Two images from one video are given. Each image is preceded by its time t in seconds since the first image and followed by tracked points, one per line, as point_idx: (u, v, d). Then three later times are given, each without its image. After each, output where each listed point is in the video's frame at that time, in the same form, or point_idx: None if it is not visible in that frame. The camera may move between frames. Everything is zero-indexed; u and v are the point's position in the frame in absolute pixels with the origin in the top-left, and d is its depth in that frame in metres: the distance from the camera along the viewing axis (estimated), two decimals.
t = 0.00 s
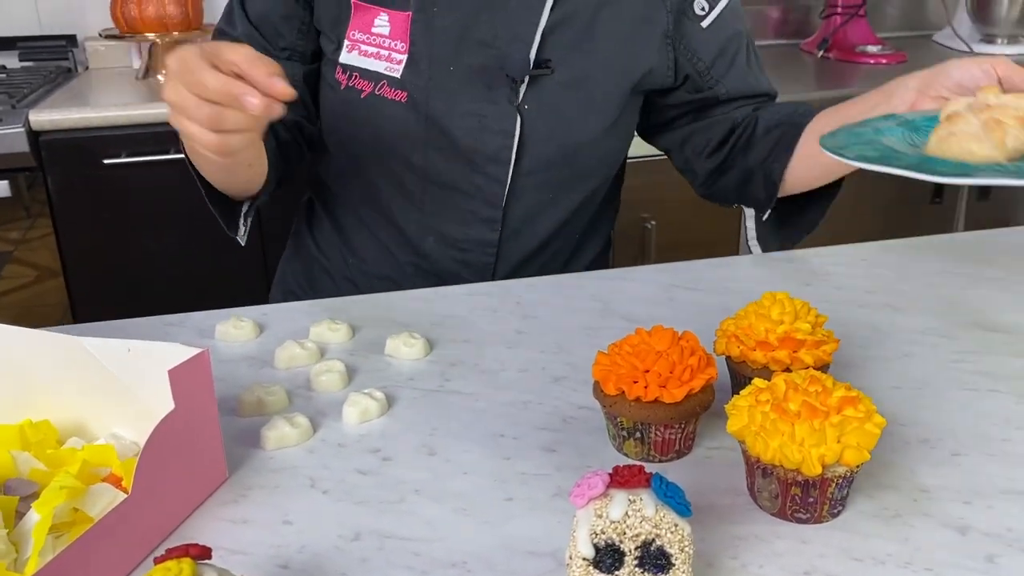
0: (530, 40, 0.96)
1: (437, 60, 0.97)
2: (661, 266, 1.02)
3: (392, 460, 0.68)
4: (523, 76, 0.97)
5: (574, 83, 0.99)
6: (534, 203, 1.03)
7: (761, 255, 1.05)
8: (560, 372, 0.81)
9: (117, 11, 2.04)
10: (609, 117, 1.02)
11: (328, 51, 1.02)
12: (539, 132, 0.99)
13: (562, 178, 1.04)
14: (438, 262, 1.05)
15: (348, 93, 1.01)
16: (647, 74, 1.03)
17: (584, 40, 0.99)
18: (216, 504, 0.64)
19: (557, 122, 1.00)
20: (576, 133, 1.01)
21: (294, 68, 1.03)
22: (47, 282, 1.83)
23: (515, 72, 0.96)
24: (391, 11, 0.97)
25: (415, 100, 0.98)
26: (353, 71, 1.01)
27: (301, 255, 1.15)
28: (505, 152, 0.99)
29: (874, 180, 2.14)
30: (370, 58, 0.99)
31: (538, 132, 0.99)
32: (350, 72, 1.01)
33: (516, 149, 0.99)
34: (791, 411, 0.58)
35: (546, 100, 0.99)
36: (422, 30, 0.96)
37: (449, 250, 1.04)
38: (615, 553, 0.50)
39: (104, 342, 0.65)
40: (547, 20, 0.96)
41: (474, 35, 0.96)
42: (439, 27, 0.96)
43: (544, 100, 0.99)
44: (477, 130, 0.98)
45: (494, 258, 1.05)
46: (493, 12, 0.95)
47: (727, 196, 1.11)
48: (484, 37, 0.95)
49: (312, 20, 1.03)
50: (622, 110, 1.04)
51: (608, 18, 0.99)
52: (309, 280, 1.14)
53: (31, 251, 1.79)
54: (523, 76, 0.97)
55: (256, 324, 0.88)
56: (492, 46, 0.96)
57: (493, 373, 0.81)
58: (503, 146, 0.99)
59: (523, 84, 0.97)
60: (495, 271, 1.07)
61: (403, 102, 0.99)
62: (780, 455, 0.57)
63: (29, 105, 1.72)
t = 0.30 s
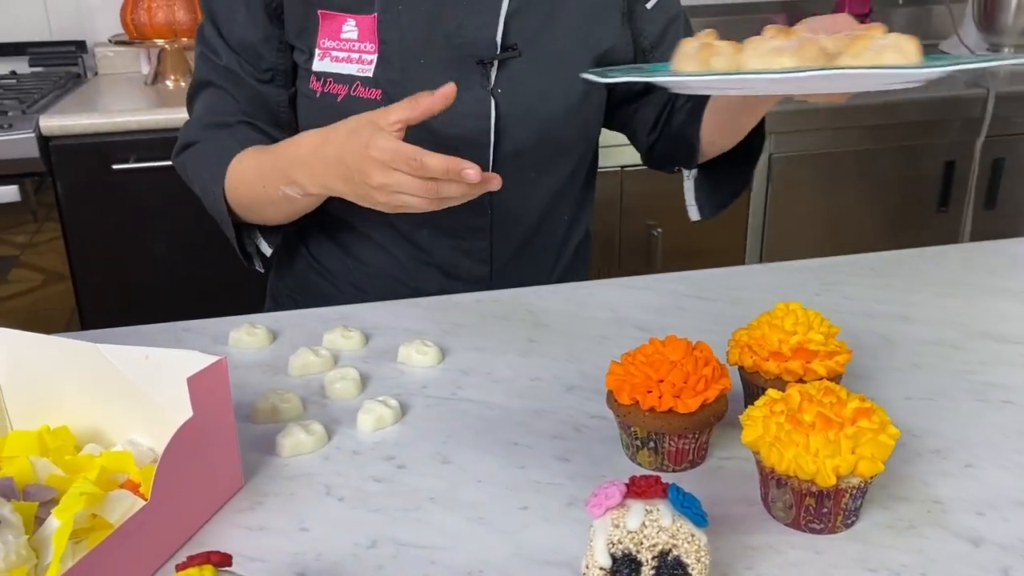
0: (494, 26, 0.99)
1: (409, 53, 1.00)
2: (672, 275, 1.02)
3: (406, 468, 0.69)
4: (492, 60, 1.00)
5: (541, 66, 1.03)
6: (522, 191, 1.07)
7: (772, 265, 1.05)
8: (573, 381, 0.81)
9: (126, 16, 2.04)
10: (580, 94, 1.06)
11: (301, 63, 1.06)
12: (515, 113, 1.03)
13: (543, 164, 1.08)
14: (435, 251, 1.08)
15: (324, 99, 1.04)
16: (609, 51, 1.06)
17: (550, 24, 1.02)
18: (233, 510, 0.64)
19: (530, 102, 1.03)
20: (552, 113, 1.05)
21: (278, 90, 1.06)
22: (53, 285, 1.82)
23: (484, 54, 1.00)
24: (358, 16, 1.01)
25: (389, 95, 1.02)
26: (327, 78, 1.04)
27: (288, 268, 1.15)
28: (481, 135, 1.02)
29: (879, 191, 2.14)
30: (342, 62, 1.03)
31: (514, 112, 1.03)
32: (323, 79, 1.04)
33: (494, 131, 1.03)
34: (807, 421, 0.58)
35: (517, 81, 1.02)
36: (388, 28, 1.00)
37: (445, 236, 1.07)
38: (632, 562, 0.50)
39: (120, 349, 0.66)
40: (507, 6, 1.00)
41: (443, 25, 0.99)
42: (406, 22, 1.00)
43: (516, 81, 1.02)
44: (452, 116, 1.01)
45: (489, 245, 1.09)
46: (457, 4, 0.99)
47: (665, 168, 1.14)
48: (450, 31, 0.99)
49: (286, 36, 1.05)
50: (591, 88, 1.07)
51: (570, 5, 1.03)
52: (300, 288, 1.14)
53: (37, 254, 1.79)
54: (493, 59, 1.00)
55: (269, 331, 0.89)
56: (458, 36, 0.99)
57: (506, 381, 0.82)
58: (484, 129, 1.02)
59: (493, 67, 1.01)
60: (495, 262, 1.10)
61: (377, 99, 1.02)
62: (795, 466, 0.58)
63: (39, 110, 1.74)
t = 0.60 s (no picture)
0: (476, 26, 1.04)
1: (390, 48, 1.04)
2: (693, 282, 1.02)
3: (431, 473, 0.69)
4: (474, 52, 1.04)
5: (523, 63, 1.07)
6: (505, 186, 1.08)
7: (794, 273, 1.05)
8: (596, 388, 0.81)
9: (144, 19, 2.05)
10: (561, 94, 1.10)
11: (285, 59, 1.07)
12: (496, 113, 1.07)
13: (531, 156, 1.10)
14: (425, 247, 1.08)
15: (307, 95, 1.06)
16: (588, 51, 1.10)
17: (532, 24, 1.07)
18: (260, 514, 0.64)
19: (512, 100, 1.08)
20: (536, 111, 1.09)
21: (258, 87, 1.08)
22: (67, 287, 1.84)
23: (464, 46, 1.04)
24: (341, 13, 1.03)
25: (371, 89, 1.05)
26: (311, 73, 1.05)
27: (282, 272, 1.15)
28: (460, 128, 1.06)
29: (894, 198, 2.13)
30: (326, 58, 1.05)
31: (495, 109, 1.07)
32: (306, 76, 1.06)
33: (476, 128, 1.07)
34: (836, 430, 0.58)
35: (500, 77, 1.07)
36: (371, 25, 1.03)
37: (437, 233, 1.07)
38: (663, 570, 0.50)
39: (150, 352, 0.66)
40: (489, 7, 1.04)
41: (425, 23, 1.03)
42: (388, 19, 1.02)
43: (501, 79, 1.07)
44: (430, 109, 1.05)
45: (475, 236, 1.08)
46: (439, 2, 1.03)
47: (611, 186, 1.15)
48: (432, 25, 1.03)
49: (268, 34, 1.07)
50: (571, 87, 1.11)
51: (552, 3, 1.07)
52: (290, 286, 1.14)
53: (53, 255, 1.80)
54: (475, 52, 1.04)
55: (292, 335, 0.89)
56: (439, 34, 1.03)
57: (529, 387, 0.82)
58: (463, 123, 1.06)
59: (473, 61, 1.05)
60: (484, 253, 1.10)
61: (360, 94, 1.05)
62: (824, 475, 0.58)
63: (58, 112, 1.75)
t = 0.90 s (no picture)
0: (483, 28, 1.04)
1: (392, 48, 1.05)
2: (724, 284, 1.02)
3: (466, 473, 0.69)
4: (478, 56, 1.04)
5: (524, 72, 1.06)
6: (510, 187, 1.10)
7: (825, 275, 1.04)
8: (630, 389, 0.81)
9: (167, 19, 2.06)
10: (565, 103, 1.07)
11: (296, 54, 1.12)
12: (495, 120, 1.07)
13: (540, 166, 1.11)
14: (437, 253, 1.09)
15: (311, 93, 1.09)
16: (598, 61, 1.08)
17: (543, 27, 1.05)
18: (298, 512, 0.64)
19: (512, 107, 1.06)
20: (535, 117, 1.07)
21: (271, 84, 1.15)
22: (88, 284, 1.84)
23: (467, 48, 1.04)
24: (349, 12, 1.06)
25: (370, 89, 1.06)
26: (316, 70, 1.09)
27: (295, 273, 1.17)
28: (457, 134, 1.07)
29: (917, 203, 2.12)
30: (330, 56, 1.08)
31: (494, 115, 1.06)
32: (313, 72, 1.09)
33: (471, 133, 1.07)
34: (879, 434, 0.58)
35: (504, 83, 1.05)
36: (377, 24, 1.05)
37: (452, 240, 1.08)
38: (709, 573, 0.50)
39: (185, 349, 0.66)
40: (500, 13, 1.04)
41: (431, 25, 1.04)
42: (395, 20, 1.04)
43: (502, 84, 1.06)
44: (428, 114, 1.06)
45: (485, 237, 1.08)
46: (447, 6, 1.04)
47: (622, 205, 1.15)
48: (439, 28, 1.04)
49: (282, 30, 1.12)
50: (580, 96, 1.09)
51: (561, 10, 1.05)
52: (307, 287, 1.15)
53: (73, 252, 1.80)
54: (479, 57, 1.04)
55: (324, 333, 0.89)
56: (445, 38, 1.04)
57: (561, 387, 0.82)
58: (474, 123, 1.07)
59: (479, 67, 1.05)
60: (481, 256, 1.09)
61: (359, 94, 1.07)
62: (867, 479, 0.57)
63: (82, 111, 1.76)
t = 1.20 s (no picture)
0: (528, 40, 1.03)
1: (434, 53, 1.05)
2: (757, 283, 1.01)
3: (505, 469, 0.69)
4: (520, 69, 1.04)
5: (568, 86, 1.06)
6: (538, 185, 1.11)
7: (859, 275, 1.03)
8: (666, 388, 0.81)
9: (193, 16, 2.07)
10: (605, 122, 1.08)
11: (334, 49, 1.12)
12: (535, 136, 1.07)
13: (573, 169, 1.11)
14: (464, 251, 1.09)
15: (347, 93, 1.10)
16: (645, 78, 1.08)
17: (583, 28, 1.05)
18: (337, 505, 0.64)
19: (553, 122, 1.06)
20: (575, 124, 1.07)
21: (302, 74, 1.14)
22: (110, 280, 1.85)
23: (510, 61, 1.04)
24: (392, 13, 1.06)
25: (409, 95, 1.07)
26: (355, 69, 1.09)
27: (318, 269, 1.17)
28: (492, 146, 1.07)
29: (944, 205, 2.09)
30: (370, 56, 1.08)
31: (535, 131, 1.06)
32: (351, 71, 1.10)
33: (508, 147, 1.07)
34: (926, 434, 0.57)
35: (545, 97, 1.06)
36: (420, 27, 1.05)
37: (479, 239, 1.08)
38: (757, 572, 0.50)
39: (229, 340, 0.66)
40: (546, 23, 1.04)
41: (473, 33, 1.03)
42: (438, 24, 1.04)
43: (542, 98, 1.06)
44: (466, 125, 1.06)
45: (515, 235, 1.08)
46: (489, 12, 1.03)
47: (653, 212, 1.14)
48: (483, 35, 1.03)
49: (319, 23, 1.13)
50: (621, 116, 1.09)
51: (611, 28, 1.05)
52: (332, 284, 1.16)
53: (96, 248, 1.82)
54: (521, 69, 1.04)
55: (358, 328, 0.89)
56: (491, 45, 1.03)
57: (597, 384, 0.81)
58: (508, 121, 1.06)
59: (521, 80, 1.05)
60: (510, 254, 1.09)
61: (399, 98, 1.07)
62: (915, 479, 0.57)
63: (108, 106, 1.78)
